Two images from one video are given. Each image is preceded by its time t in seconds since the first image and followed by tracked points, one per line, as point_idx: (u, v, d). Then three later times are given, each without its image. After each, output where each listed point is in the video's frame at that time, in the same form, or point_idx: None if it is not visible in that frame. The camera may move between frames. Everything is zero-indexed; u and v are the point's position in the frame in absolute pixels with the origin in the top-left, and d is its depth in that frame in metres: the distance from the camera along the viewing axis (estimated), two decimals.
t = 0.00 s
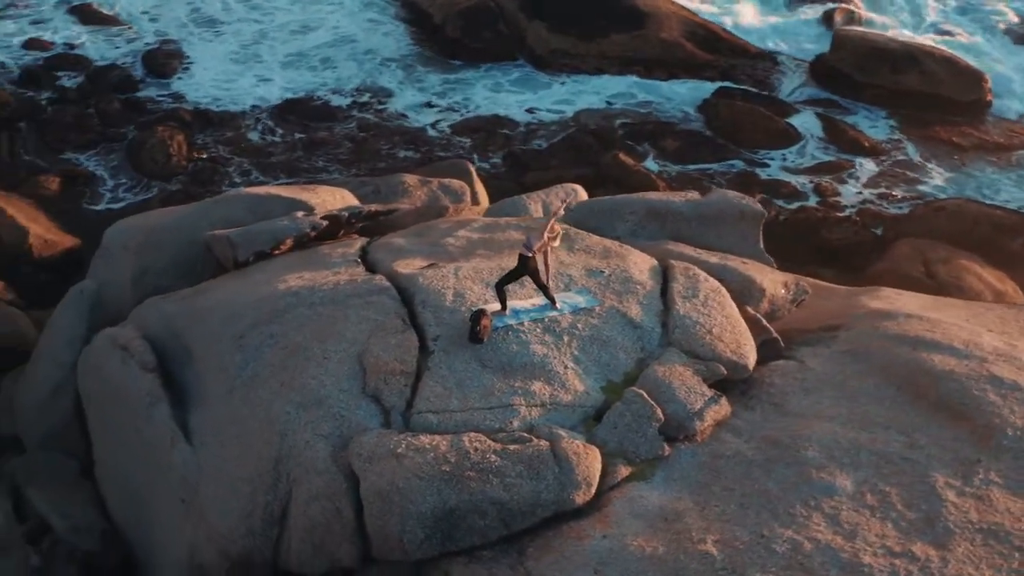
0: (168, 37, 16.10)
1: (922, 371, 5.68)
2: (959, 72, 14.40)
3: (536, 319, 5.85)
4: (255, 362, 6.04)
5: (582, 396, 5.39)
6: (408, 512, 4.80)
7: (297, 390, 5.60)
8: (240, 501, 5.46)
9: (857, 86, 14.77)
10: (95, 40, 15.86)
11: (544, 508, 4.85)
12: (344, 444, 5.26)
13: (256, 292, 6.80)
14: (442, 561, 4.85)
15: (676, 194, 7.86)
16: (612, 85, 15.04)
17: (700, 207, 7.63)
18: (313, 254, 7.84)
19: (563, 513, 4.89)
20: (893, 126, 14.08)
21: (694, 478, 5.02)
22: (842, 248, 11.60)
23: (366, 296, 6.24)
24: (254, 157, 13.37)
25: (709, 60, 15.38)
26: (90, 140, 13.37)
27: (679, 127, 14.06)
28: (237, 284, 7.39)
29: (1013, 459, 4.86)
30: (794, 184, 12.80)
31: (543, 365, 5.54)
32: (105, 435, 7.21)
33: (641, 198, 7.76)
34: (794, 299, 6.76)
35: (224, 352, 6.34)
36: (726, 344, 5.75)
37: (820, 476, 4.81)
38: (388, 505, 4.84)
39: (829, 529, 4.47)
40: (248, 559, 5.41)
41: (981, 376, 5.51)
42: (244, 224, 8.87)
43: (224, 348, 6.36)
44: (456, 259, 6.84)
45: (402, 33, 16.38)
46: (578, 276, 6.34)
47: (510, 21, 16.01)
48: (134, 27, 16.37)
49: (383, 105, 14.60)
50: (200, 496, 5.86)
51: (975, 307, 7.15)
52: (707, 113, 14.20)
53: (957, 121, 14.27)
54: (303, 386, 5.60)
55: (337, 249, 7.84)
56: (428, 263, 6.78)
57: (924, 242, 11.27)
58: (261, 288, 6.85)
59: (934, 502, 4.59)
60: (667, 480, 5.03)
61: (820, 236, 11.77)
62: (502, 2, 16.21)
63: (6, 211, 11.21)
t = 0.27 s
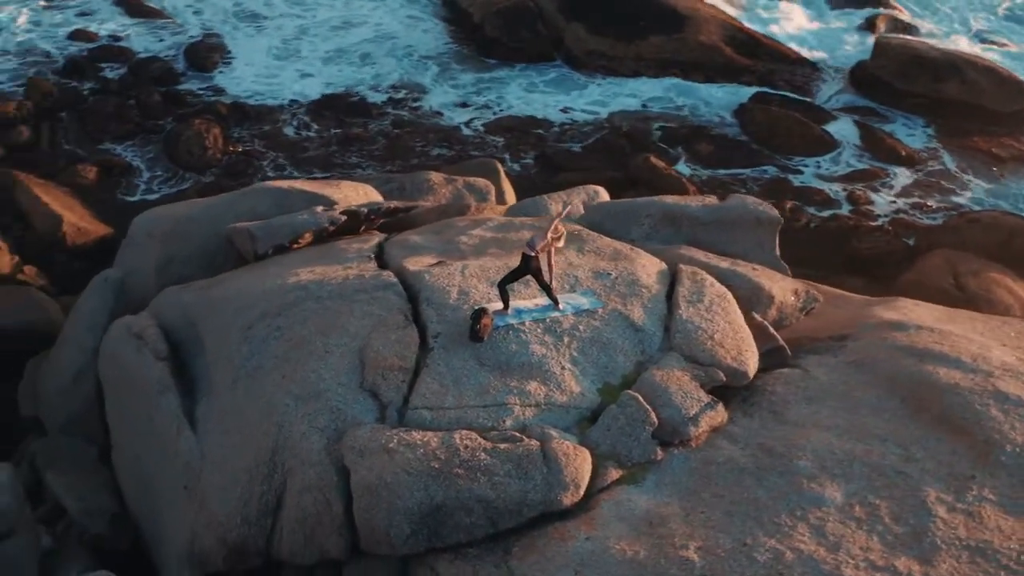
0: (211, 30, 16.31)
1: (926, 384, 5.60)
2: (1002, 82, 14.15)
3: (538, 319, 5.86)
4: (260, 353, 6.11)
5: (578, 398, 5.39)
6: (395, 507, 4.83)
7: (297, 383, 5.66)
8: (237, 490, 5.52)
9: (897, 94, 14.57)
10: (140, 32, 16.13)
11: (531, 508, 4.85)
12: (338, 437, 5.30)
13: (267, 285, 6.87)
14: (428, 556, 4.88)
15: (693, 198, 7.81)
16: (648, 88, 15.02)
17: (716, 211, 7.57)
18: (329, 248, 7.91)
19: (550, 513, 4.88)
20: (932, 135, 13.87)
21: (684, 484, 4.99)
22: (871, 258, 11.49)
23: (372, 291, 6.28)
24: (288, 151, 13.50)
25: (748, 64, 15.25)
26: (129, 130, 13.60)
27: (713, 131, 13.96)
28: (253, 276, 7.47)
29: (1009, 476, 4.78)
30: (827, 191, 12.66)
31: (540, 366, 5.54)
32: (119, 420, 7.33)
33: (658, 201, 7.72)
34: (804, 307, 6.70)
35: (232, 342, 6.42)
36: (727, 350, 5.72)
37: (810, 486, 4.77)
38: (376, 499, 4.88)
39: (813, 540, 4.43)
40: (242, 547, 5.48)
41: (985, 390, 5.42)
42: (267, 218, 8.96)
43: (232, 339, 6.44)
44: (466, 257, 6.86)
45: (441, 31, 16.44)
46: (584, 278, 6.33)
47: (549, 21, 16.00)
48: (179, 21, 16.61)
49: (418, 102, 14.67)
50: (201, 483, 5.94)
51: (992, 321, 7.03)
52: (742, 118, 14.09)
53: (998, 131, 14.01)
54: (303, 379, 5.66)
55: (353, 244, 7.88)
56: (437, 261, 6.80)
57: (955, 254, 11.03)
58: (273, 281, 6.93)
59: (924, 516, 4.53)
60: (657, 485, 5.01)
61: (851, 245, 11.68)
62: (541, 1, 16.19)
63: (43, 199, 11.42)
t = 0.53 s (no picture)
0: (261, 24, 16.53)
1: (929, 399, 5.51)
2: None
3: (540, 319, 5.86)
4: (267, 343, 6.19)
5: (573, 399, 5.38)
6: (380, 499, 4.87)
7: (298, 373, 5.72)
8: (234, 476, 5.60)
9: (945, 104, 14.31)
10: (191, 25, 16.40)
11: (516, 507, 4.86)
12: (332, 428, 5.35)
13: (281, 276, 6.95)
14: (413, 550, 4.92)
15: (713, 203, 7.74)
16: (690, 91, 14.81)
17: (736, 217, 7.50)
18: (349, 242, 7.97)
19: (535, 513, 4.89)
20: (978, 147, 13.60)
21: (672, 490, 4.96)
22: (905, 271, 11.26)
23: (380, 285, 6.33)
24: (328, 146, 13.64)
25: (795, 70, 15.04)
26: (174, 121, 13.84)
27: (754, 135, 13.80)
28: (270, 267, 7.56)
29: (1004, 495, 4.69)
30: (867, 201, 12.46)
31: (537, 366, 5.55)
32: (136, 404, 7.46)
33: (677, 205, 7.66)
34: (816, 317, 6.60)
35: (241, 331, 6.50)
36: (728, 357, 5.67)
37: (797, 497, 4.72)
38: (362, 491, 4.93)
39: (794, 552, 4.39)
40: (237, 532, 5.56)
41: (989, 408, 5.32)
42: (293, 210, 9.06)
43: (242, 327, 6.52)
44: (478, 255, 6.88)
45: (487, 30, 16.48)
46: (592, 280, 6.32)
47: (594, 23, 15.96)
48: (230, 14, 16.86)
49: (460, 101, 14.64)
50: (204, 468, 6.04)
51: (1011, 337, 6.89)
52: (784, 124, 13.93)
53: None
54: (305, 369, 5.72)
55: (372, 238, 7.94)
56: (449, 258, 6.82)
57: (992, 268, 10.84)
58: (288, 272, 7.01)
59: (910, 533, 4.46)
60: (645, 489, 4.99)
61: (886, 257, 11.48)
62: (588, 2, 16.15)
63: (85, 185, 11.66)
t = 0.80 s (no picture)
0: (302, 19, 16.68)
1: (930, 411, 5.42)
2: None
3: (541, 319, 5.86)
4: (273, 334, 6.25)
5: (567, 400, 5.39)
6: (368, 493, 4.91)
7: (299, 365, 5.78)
8: (232, 465, 5.68)
9: (986, 115, 14.06)
10: (233, 19, 16.61)
11: (503, 506, 4.88)
12: (328, 421, 5.40)
13: (293, 269, 7.02)
14: (399, 545, 4.95)
15: (730, 209, 7.68)
16: (726, 96, 14.70)
17: (751, 223, 7.43)
18: (365, 237, 8.02)
19: (521, 512, 4.90)
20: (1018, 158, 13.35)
21: (660, 494, 4.94)
22: (935, 282, 11.08)
23: (386, 281, 6.37)
24: (361, 142, 13.74)
25: (833, 76, 14.85)
26: (211, 114, 14.03)
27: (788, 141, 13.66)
28: (285, 260, 7.63)
29: (995, 512, 4.61)
30: (900, 210, 12.29)
31: (534, 365, 5.55)
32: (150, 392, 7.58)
33: (693, 209, 7.61)
34: (824, 326, 6.53)
35: (250, 323, 6.58)
36: (727, 363, 5.63)
37: (783, 506, 4.67)
38: (352, 483, 4.97)
39: (774, 561, 4.35)
40: (233, 520, 5.63)
41: (990, 423, 5.22)
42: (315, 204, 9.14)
43: (250, 319, 6.59)
44: (487, 254, 6.89)
45: (525, 29, 16.47)
46: (597, 282, 6.30)
47: (633, 23, 15.83)
48: (272, 9, 17.04)
49: (492, 99, 14.66)
50: (206, 457, 6.12)
51: None
52: (819, 130, 13.77)
53: None
54: (305, 361, 5.78)
55: (388, 235, 7.97)
56: (458, 256, 6.84)
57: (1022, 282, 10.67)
58: (300, 266, 7.07)
59: (894, 546, 4.41)
60: (633, 493, 4.97)
61: (917, 267, 11.31)
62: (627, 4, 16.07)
63: (120, 174, 11.87)
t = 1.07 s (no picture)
0: (348, 14, 16.78)
1: (930, 425, 5.33)
2: None
3: (542, 319, 5.86)
4: (279, 325, 6.32)
5: (561, 400, 5.38)
6: (355, 484, 4.95)
7: (300, 356, 5.83)
8: (231, 452, 5.76)
9: None
10: (280, 13, 16.80)
11: (487, 503, 4.89)
12: (322, 412, 5.45)
13: (306, 261, 7.09)
14: (384, 537, 4.99)
15: (749, 214, 7.61)
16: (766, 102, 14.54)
17: (768, 229, 7.36)
18: (384, 232, 8.07)
19: (505, 510, 4.91)
20: None
21: (646, 498, 4.92)
22: (969, 295, 10.94)
23: (393, 276, 6.40)
24: (399, 138, 13.84)
25: (878, 84, 14.61)
26: (252, 107, 14.22)
27: (828, 149, 13.47)
28: (301, 252, 7.71)
29: (983, 530, 4.54)
30: (938, 222, 12.08)
31: (530, 365, 5.55)
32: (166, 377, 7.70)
33: (711, 213, 7.55)
34: (832, 335, 6.45)
35: (259, 312, 6.66)
36: (725, 370, 5.59)
37: (766, 515, 4.63)
38: (340, 474, 5.02)
39: (750, 570, 4.33)
40: (230, 506, 5.71)
41: (989, 439, 5.13)
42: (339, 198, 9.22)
43: (260, 308, 6.67)
44: (497, 252, 6.90)
45: (568, 29, 16.43)
46: (602, 283, 6.28)
47: (676, 25, 15.69)
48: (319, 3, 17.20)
49: (528, 99, 14.67)
50: (210, 443, 6.21)
51: None
52: (860, 139, 13.57)
53: None
54: (306, 352, 5.83)
55: (406, 230, 8.01)
56: (468, 253, 6.86)
57: None
58: (313, 258, 7.14)
59: (874, 561, 4.36)
60: (619, 496, 4.96)
61: (951, 278, 11.17)
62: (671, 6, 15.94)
63: (158, 164, 12.09)
